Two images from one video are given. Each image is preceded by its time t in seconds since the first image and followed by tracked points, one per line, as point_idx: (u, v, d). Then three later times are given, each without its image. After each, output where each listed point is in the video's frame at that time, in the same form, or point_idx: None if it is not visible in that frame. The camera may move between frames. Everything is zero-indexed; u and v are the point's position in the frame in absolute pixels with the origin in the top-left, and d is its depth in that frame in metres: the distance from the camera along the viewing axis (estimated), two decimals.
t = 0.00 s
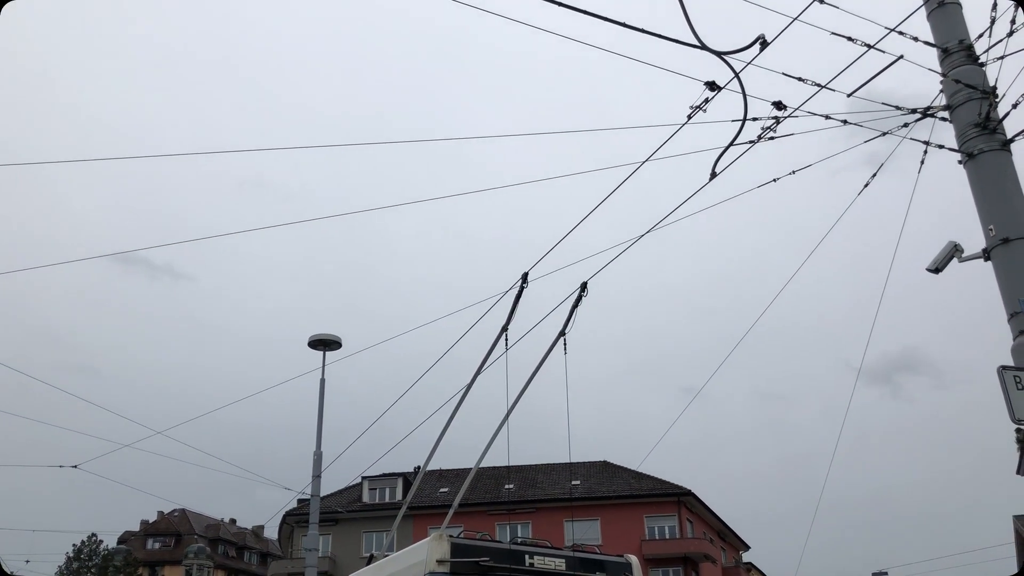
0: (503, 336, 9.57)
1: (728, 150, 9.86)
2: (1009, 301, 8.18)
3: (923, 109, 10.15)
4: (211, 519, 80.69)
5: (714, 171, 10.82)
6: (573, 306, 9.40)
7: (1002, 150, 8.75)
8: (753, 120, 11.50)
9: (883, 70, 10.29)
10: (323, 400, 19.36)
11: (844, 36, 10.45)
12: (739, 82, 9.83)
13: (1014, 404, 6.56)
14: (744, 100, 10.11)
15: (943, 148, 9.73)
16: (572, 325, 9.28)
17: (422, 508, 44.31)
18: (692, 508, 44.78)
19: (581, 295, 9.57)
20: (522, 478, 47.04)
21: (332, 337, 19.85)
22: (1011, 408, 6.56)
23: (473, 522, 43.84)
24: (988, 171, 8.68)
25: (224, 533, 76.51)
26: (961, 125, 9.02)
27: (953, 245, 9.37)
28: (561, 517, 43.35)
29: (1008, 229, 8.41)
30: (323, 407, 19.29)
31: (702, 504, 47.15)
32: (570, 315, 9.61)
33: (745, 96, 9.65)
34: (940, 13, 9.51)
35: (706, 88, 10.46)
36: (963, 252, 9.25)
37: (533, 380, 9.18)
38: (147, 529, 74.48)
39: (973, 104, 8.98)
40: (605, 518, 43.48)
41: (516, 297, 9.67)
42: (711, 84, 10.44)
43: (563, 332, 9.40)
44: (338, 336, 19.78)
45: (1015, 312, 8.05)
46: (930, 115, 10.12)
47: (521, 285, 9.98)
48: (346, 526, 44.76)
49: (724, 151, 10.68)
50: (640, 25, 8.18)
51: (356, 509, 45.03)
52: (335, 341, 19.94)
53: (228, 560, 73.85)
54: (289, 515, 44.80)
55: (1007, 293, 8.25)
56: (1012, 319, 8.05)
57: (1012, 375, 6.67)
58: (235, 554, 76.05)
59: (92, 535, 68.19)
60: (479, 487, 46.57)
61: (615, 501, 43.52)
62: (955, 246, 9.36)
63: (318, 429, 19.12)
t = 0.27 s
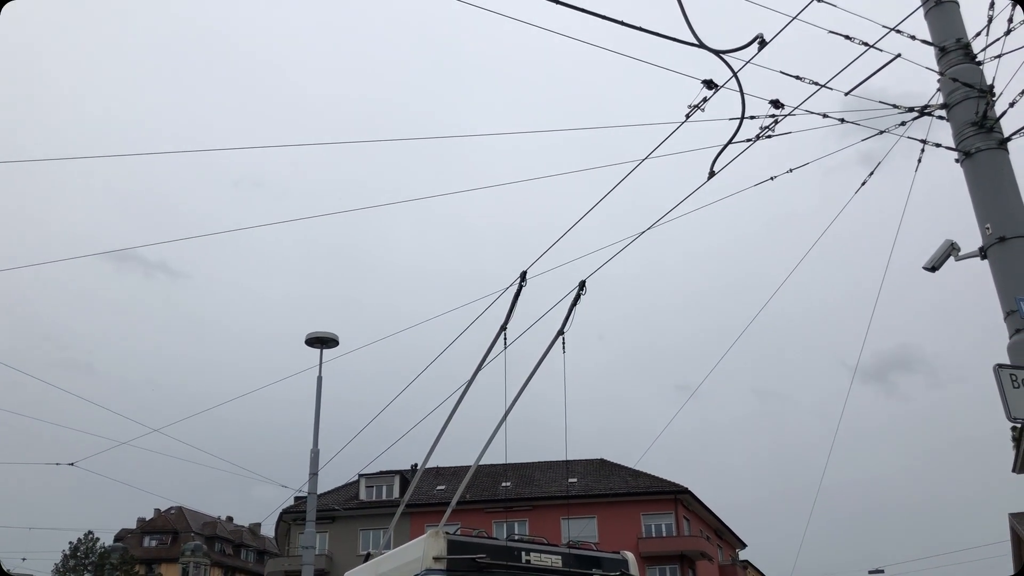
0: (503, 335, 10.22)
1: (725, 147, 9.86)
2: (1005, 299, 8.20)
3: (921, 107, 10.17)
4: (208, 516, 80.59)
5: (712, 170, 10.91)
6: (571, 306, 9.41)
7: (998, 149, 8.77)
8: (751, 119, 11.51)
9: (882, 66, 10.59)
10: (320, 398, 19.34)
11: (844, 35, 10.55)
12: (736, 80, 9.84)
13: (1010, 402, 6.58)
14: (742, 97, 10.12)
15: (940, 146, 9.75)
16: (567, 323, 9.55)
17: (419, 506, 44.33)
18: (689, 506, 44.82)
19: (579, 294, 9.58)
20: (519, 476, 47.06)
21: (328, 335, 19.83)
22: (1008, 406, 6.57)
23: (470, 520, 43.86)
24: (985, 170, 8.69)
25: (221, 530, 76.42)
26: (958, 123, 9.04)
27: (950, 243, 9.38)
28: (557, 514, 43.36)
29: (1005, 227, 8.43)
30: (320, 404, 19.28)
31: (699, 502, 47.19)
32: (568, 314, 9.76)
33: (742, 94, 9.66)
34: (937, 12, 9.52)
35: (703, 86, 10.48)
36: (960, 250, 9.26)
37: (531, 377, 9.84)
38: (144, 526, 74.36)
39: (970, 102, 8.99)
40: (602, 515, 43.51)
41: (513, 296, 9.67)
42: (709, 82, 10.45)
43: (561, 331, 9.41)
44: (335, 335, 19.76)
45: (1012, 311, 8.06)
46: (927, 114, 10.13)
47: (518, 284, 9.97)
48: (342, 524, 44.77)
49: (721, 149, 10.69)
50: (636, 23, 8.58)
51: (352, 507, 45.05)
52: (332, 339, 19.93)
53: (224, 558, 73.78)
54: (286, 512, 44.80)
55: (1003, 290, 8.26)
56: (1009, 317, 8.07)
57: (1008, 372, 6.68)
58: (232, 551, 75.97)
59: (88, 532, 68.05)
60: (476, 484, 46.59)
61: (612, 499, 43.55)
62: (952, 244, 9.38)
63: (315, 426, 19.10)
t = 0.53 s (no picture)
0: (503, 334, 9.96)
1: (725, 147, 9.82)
2: (1005, 295, 8.19)
3: (920, 104, 10.16)
4: (207, 514, 80.60)
5: (711, 170, 10.87)
6: (572, 305, 9.37)
7: (997, 146, 8.76)
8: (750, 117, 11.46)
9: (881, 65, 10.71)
10: (319, 395, 19.34)
11: (844, 32, 10.81)
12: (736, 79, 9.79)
13: (1010, 400, 6.57)
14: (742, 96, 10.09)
15: (939, 144, 9.73)
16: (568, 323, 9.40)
17: (418, 503, 44.31)
18: (688, 503, 44.87)
19: (581, 292, 9.55)
20: (518, 473, 47.08)
21: (327, 332, 19.82)
22: (1007, 405, 6.56)
23: (469, 518, 43.87)
24: (984, 167, 8.68)
25: (220, 528, 76.43)
26: (957, 120, 9.02)
27: (949, 240, 9.38)
28: (557, 512, 43.39)
29: (1004, 224, 8.42)
30: (319, 401, 19.28)
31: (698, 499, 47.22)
32: (570, 314, 9.68)
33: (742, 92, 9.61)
34: (937, 8, 9.50)
35: (703, 85, 10.45)
36: (958, 247, 9.26)
37: (532, 376, 9.50)
38: (142, 524, 74.37)
39: (969, 99, 8.98)
40: (601, 513, 43.55)
41: (515, 295, 9.64)
42: (709, 81, 10.43)
43: (563, 330, 9.41)
44: (334, 332, 19.75)
45: (1011, 308, 8.06)
46: (926, 111, 10.13)
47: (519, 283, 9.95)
48: (342, 521, 44.76)
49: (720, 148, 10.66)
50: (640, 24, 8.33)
51: (352, 505, 45.05)
52: (331, 336, 19.92)
53: (223, 555, 73.82)
54: (285, 510, 44.81)
55: (1002, 287, 8.26)
56: (1008, 313, 8.07)
57: (1008, 370, 6.67)
58: (230, 549, 76.08)
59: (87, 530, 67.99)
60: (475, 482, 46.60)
61: (610, 497, 43.57)
62: (950, 241, 9.38)
63: (314, 423, 19.11)
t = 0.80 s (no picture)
0: (504, 328, 9.29)
1: (726, 142, 9.79)
2: (1005, 289, 8.20)
3: (920, 99, 10.15)
4: (208, 508, 80.82)
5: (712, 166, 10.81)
6: (574, 300, 9.34)
7: (997, 139, 8.76)
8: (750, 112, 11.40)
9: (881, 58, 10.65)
10: (320, 389, 19.37)
11: (844, 26, 9.63)
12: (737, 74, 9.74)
13: (1010, 393, 6.59)
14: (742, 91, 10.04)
15: (939, 139, 9.72)
16: (572, 318, 9.08)
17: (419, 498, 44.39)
18: (688, 497, 44.94)
19: (582, 287, 9.53)
20: (518, 468, 47.14)
21: (327, 327, 19.83)
22: (1007, 398, 6.58)
23: (469, 512, 43.93)
24: (984, 161, 8.68)
25: (221, 522, 76.59)
26: (957, 115, 9.02)
27: (949, 235, 9.38)
28: (557, 506, 43.44)
29: (1004, 218, 8.43)
30: (320, 396, 19.31)
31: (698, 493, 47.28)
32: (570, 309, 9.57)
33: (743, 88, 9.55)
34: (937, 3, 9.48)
35: (704, 80, 10.41)
36: (959, 242, 9.26)
37: (534, 374, 8.65)
38: (143, 518, 74.53)
39: (969, 94, 8.97)
40: (601, 507, 43.61)
41: (516, 289, 9.63)
42: (709, 76, 10.40)
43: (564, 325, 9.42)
44: (335, 327, 19.77)
45: (1010, 302, 8.08)
46: (927, 105, 10.11)
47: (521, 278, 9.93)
48: (342, 516, 44.82)
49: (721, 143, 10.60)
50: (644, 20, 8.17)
51: (353, 499, 45.12)
52: (331, 331, 19.94)
53: (224, 550, 74.01)
54: (286, 504, 44.88)
55: (1002, 281, 8.27)
56: (1008, 306, 8.08)
57: (1008, 364, 6.68)
58: (231, 543, 76.30)
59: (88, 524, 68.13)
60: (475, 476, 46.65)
61: (610, 491, 43.62)
62: (951, 235, 9.38)
63: (314, 418, 19.15)
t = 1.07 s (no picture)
0: (506, 321, 9.27)
1: (725, 134, 9.78)
2: (1004, 281, 8.20)
3: (921, 90, 10.12)
4: (208, 500, 80.98)
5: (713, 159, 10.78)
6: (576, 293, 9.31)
7: (998, 131, 8.75)
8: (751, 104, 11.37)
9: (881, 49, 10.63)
10: (319, 381, 19.38)
11: (845, 18, 10.51)
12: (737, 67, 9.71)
13: (1008, 386, 6.59)
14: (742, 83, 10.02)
15: (939, 130, 9.71)
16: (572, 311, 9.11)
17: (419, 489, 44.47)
18: (687, 489, 45.01)
19: (583, 281, 9.51)
20: (518, 460, 47.20)
21: (327, 319, 19.84)
22: (1006, 391, 6.58)
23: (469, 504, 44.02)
24: (984, 152, 8.67)
25: (221, 513, 76.72)
26: (958, 106, 9.00)
27: (949, 227, 9.37)
28: (557, 497, 43.54)
29: (1004, 210, 8.41)
30: (319, 388, 19.32)
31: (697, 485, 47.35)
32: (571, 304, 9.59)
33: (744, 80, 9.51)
34: None
35: (704, 72, 10.41)
36: (958, 234, 9.25)
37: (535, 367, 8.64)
38: (143, 510, 74.66)
39: (970, 86, 8.95)
40: (601, 498, 43.69)
41: (518, 283, 9.60)
42: (709, 68, 10.40)
43: (565, 319, 9.40)
44: (334, 319, 19.77)
45: (1010, 295, 8.07)
46: (927, 96, 10.09)
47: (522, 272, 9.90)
48: (342, 507, 44.91)
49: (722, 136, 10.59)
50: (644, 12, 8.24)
51: (353, 491, 45.21)
52: (331, 324, 19.95)
53: (224, 541, 74.19)
54: (286, 495, 44.98)
55: (1001, 273, 8.27)
56: (1008, 299, 8.07)
57: (1006, 356, 6.68)
58: (231, 534, 76.49)
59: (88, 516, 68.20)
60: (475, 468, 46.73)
61: (609, 483, 43.70)
62: (950, 228, 9.37)
63: (315, 410, 19.16)
